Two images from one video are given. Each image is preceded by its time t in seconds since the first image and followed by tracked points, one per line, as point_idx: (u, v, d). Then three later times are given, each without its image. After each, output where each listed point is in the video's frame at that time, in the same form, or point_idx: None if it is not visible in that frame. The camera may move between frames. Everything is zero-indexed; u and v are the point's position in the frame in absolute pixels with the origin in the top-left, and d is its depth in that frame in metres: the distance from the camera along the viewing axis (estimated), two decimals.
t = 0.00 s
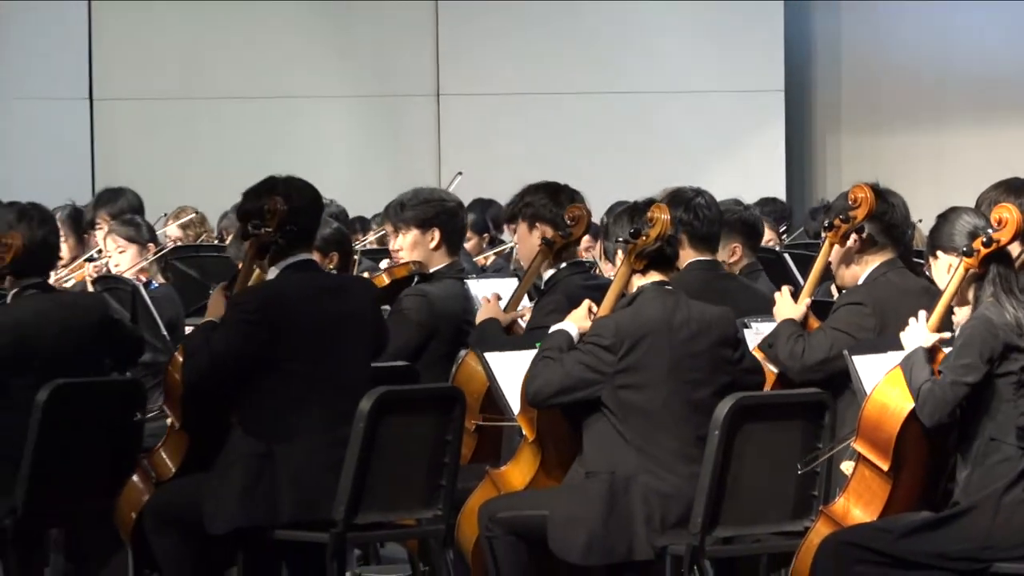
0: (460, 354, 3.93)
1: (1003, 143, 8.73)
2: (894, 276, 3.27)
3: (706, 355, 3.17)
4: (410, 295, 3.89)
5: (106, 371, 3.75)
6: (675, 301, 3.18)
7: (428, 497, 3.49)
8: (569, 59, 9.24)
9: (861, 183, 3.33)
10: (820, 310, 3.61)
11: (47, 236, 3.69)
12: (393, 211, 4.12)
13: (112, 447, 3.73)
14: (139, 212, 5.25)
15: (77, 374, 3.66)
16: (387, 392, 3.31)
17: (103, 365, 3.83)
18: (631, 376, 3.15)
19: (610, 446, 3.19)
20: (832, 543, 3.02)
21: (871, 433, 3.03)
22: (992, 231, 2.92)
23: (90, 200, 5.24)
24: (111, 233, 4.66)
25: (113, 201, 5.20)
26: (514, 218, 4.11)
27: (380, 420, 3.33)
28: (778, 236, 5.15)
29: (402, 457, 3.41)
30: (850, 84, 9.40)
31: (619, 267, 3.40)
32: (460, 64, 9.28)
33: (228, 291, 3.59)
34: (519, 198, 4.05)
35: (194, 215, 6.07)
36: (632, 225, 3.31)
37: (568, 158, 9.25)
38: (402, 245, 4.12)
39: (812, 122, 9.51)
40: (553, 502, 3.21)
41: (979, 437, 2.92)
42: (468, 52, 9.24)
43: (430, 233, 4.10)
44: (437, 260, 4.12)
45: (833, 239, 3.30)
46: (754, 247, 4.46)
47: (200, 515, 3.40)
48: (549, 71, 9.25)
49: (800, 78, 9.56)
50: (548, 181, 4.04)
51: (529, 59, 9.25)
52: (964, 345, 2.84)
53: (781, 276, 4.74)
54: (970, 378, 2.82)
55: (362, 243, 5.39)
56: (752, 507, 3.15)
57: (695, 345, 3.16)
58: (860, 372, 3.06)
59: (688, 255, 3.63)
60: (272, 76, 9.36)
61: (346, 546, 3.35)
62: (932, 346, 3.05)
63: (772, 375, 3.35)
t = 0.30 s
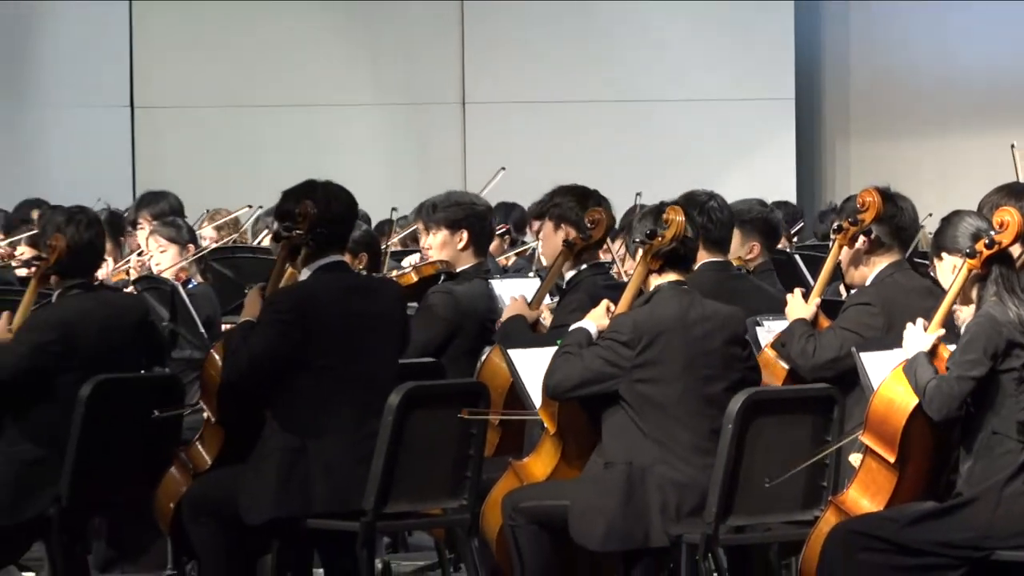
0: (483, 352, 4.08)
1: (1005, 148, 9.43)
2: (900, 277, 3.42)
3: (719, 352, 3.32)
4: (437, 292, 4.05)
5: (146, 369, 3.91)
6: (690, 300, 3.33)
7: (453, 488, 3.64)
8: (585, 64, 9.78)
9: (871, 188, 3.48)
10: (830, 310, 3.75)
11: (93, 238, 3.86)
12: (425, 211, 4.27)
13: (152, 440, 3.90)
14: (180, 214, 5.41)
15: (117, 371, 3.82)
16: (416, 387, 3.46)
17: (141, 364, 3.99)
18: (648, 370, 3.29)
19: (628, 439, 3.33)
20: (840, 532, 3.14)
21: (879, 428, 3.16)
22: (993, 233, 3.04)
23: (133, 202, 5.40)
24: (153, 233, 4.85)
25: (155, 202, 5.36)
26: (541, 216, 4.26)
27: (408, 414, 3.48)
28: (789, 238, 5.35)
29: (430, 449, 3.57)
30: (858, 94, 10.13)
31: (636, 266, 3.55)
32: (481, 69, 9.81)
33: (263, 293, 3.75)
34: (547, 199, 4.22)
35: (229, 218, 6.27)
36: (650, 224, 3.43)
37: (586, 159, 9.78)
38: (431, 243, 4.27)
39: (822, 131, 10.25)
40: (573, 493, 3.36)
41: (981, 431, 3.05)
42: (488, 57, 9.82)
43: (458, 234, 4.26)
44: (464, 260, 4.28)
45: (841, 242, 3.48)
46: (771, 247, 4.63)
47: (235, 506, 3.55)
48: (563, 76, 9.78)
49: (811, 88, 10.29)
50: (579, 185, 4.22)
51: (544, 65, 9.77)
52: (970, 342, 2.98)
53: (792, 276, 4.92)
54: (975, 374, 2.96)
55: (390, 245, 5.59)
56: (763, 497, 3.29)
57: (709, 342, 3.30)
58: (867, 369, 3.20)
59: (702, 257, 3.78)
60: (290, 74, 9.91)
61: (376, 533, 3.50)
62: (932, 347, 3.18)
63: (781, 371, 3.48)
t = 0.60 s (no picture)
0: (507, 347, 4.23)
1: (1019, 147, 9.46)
2: (908, 277, 3.56)
3: (734, 349, 3.48)
4: (460, 292, 4.20)
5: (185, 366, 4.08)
6: (708, 299, 3.48)
7: (480, 479, 3.81)
8: (598, 71, 9.97)
9: (878, 192, 3.63)
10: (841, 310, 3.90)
11: (130, 238, 4.03)
12: (448, 216, 4.47)
13: (192, 433, 4.08)
14: (215, 218, 5.56)
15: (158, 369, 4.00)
16: (443, 383, 3.62)
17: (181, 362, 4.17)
18: (668, 366, 3.44)
19: (647, 431, 3.48)
20: (849, 521, 3.28)
21: (887, 420, 3.30)
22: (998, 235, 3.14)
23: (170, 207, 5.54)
24: (188, 238, 5.04)
25: (191, 208, 5.51)
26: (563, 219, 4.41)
27: (436, 408, 3.64)
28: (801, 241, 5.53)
29: (457, 442, 3.73)
30: (867, 101, 10.24)
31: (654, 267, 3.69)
32: (502, 76, 10.01)
33: (305, 294, 3.92)
34: (568, 203, 4.37)
35: (257, 221, 6.43)
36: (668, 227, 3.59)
37: (600, 165, 9.95)
38: (455, 246, 4.45)
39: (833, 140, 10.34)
40: (594, 484, 3.51)
41: (981, 419, 3.19)
42: (506, 63, 10.01)
43: (481, 236, 4.43)
44: (487, 261, 4.45)
45: (852, 243, 3.65)
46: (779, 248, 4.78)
47: (271, 496, 3.72)
48: (579, 84, 9.97)
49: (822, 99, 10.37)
50: (599, 190, 4.37)
51: (563, 73, 9.96)
52: (979, 328, 3.13)
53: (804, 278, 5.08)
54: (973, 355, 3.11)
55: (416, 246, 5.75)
56: (775, 487, 3.44)
57: (725, 339, 3.47)
58: (876, 365, 3.35)
59: (716, 258, 3.94)
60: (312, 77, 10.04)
61: (406, 523, 3.65)
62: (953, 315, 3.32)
63: (793, 367, 3.62)
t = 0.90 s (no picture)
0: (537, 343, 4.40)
1: None
2: (923, 278, 3.72)
3: (756, 347, 3.64)
4: (490, 292, 4.39)
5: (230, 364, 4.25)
6: (731, 298, 3.64)
7: (512, 470, 3.97)
8: (631, 79, 10.29)
9: (892, 196, 3.78)
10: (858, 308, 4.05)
11: (169, 240, 4.22)
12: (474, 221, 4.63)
13: (237, 426, 4.26)
14: (255, 222, 5.74)
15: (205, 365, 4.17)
16: (477, 377, 3.78)
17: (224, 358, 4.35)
18: (693, 362, 3.59)
19: (672, 425, 3.63)
20: (865, 511, 3.43)
21: (901, 413, 3.45)
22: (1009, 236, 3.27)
23: (212, 213, 5.73)
24: (229, 243, 5.22)
25: (232, 213, 5.68)
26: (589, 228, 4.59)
27: (470, 402, 3.81)
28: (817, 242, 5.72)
29: (491, 436, 3.89)
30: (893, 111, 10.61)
31: (679, 266, 3.85)
32: (536, 84, 10.28)
33: (348, 290, 4.10)
34: (591, 210, 4.53)
35: (293, 223, 6.62)
36: (693, 229, 3.74)
37: (627, 168, 10.27)
38: (483, 250, 4.63)
39: (852, 145, 10.87)
40: (622, 475, 3.66)
41: (992, 414, 3.32)
42: (539, 71, 10.30)
43: (506, 238, 4.59)
44: (514, 261, 4.63)
45: (870, 245, 3.79)
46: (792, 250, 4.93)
47: (312, 486, 3.89)
48: (611, 92, 10.28)
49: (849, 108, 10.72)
50: (615, 194, 4.50)
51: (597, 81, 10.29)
52: (989, 326, 3.27)
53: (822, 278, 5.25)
54: (982, 350, 3.25)
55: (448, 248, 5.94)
56: (794, 478, 3.59)
57: (748, 337, 3.63)
58: (890, 360, 3.51)
59: (738, 259, 4.10)
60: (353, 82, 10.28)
61: (441, 512, 3.82)
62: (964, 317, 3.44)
63: (813, 363, 3.78)
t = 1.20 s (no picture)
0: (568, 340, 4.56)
1: None
2: (938, 277, 3.88)
3: (778, 344, 3.80)
4: (521, 291, 4.55)
5: (273, 361, 4.43)
6: (754, 297, 3.80)
7: (543, 462, 4.14)
8: (656, 87, 10.57)
9: (909, 199, 3.94)
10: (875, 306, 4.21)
11: (215, 240, 4.41)
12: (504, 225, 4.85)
13: (279, 420, 4.44)
14: (296, 224, 5.94)
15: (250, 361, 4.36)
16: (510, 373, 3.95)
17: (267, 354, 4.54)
18: (716, 358, 3.75)
19: (697, 418, 3.79)
20: (881, 501, 3.58)
21: (917, 408, 3.58)
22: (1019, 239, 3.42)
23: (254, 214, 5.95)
24: (269, 246, 5.41)
25: (274, 214, 5.89)
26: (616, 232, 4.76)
27: (504, 396, 3.98)
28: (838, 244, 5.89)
29: (522, 429, 4.06)
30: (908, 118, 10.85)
31: (704, 266, 4.01)
32: (564, 91, 10.53)
33: (387, 286, 4.28)
34: (615, 215, 4.70)
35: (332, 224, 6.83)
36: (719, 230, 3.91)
37: (652, 173, 10.54)
38: (514, 252, 4.83)
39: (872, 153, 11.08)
40: (648, 466, 3.82)
41: (1003, 409, 3.46)
42: (569, 77, 10.55)
43: (535, 240, 4.79)
44: (544, 262, 4.82)
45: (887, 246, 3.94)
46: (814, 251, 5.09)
47: (351, 476, 4.07)
48: (636, 99, 10.55)
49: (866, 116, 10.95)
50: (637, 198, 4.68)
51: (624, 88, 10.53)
52: (1002, 324, 3.40)
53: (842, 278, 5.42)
54: (996, 348, 3.38)
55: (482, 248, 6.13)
56: (813, 469, 3.75)
57: (770, 334, 3.78)
58: (907, 357, 3.65)
59: (762, 259, 4.26)
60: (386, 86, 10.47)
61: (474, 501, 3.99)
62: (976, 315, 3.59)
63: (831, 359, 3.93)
